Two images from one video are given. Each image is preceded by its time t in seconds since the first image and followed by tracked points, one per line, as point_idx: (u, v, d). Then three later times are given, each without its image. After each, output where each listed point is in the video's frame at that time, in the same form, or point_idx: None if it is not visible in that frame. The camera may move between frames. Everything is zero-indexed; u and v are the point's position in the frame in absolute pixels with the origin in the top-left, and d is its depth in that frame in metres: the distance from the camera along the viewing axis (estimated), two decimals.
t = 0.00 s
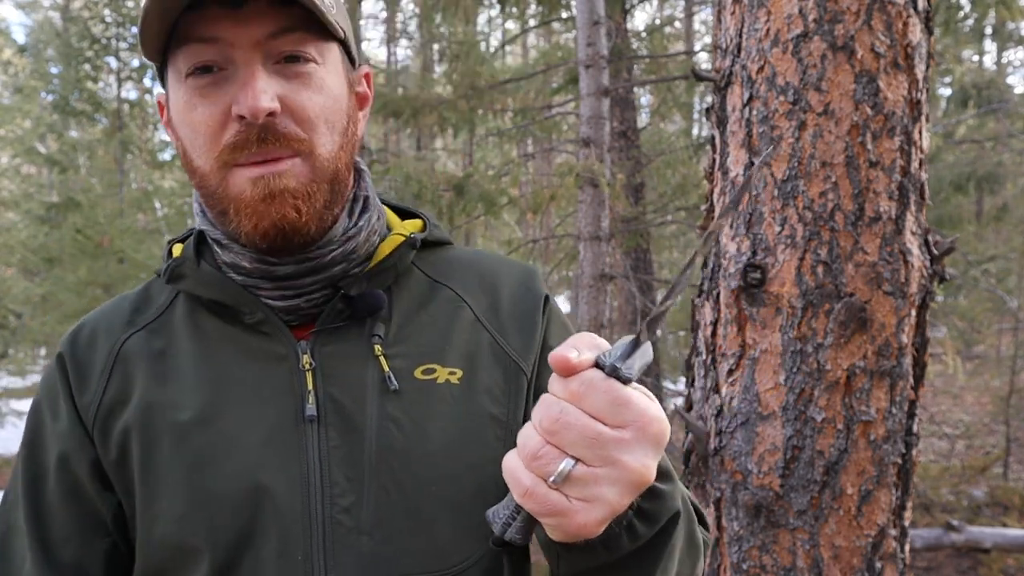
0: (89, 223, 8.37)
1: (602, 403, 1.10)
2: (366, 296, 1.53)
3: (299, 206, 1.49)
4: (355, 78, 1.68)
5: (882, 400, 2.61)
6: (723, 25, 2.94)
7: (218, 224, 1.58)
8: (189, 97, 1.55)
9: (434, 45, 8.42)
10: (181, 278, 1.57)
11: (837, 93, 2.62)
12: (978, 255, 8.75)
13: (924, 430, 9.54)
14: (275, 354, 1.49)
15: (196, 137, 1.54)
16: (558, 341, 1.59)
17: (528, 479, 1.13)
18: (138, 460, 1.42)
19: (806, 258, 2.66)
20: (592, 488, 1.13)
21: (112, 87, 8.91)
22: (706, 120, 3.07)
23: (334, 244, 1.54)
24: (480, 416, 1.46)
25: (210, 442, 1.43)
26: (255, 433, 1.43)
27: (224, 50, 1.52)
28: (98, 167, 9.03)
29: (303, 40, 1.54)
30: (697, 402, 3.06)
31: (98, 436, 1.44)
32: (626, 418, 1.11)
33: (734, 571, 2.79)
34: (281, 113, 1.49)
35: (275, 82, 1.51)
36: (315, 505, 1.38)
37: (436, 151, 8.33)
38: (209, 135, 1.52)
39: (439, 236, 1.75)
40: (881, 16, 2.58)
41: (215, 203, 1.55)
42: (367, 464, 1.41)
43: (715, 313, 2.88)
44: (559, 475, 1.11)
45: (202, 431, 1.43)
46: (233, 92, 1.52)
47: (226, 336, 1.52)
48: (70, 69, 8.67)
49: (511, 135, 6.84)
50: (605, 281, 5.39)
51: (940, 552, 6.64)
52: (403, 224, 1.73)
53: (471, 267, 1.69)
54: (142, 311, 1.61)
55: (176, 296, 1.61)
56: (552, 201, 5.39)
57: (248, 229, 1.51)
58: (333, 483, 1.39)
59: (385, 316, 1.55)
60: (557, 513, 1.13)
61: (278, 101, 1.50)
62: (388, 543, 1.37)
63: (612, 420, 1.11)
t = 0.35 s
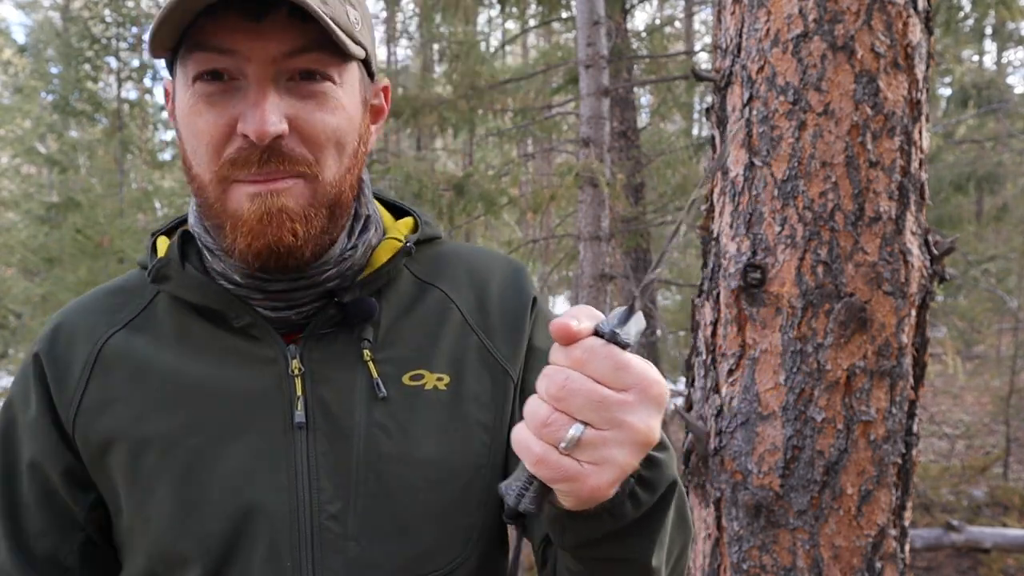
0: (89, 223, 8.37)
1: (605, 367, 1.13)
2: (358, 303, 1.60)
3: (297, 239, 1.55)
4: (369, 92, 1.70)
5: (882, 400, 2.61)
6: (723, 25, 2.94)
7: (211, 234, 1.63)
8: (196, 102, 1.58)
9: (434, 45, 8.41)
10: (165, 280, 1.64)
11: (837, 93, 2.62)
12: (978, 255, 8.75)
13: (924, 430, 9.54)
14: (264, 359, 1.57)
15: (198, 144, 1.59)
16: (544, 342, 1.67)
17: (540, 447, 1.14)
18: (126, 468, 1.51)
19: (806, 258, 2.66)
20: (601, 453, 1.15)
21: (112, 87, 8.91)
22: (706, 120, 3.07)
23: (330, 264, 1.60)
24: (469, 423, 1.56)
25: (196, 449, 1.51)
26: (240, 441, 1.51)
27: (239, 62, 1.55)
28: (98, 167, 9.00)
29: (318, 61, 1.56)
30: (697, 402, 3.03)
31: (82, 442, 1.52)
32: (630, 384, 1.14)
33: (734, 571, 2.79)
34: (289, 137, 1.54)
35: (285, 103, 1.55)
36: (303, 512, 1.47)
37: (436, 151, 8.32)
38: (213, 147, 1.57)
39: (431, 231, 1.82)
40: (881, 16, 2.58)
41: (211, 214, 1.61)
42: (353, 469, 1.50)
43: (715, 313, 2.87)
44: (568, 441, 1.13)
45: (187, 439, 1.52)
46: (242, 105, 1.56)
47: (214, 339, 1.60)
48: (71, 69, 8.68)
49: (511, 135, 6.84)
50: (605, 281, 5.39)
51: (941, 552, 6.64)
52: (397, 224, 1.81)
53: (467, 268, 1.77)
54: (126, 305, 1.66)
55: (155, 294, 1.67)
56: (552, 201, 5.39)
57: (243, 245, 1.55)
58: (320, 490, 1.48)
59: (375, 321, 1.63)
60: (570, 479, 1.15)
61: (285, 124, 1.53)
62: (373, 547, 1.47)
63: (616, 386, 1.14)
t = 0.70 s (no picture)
0: (89, 223, 8.35)
1: (649, 456, 0.95)
2: (352, 311, 1.62)
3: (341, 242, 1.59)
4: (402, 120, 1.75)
5: (882, 400, 2.61)
6: (723, 25, 2.94)
7: (238, 235, 1.64)
8: (263, 119, 1.54)
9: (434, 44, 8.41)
10: (170, 280, 1.65)
11: (837, 93, 2.62)
12: (978, 255, 8.74)
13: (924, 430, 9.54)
14: (258, 361, 1.58)
15: (259, 159, 1.56)
16: (534, 362, 1.72)
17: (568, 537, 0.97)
18: (117, 467, 1.51)
19: (806, 258, 2.66)
20: (631, 535, 1.00)
21: (112, 87, 8.91)
22: (706, 121, 3.07)
23: (339, 276, 1.62)
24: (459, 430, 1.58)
25: (189, 449, 1.51)
26: (231, 442, 1.52)
27: (313, 91, 1.53)
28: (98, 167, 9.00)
29: (382, 101, 1.60)
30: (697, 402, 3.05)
31: (75, 441, 1.53)
32: (669, 461, 0.97)
33: (734, 571, 2.79)
34: (353, 166, 1.55)
35: (351, 132, 1.56)
36: (292, 510, 1.47)
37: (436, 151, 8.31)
38: (274, 164, 1.55)
39: (423, 254, 1.86)
40: (881, 16, 2.58)
41: (254, 219, 1.60)
42: (343, 470, 1.51)
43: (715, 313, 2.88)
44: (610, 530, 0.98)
45: (178, 439, 1.52)
46: (309, 129, 1.54)
47: (211, 342, 1.61)
48: (70, 69, 8.63)
49: (511, 135, 6.84)
50: (605, 281, 5.38)
51: (941, 552, 6.64)
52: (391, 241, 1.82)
53: (457, 288, 1.80)
54: (129, 313, 1.67)
55: (158, 299, 1.69)
56: (552, 201, 5.40)
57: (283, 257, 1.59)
58: (309, 488, 1.49)
59: (368, 330, 1.65)
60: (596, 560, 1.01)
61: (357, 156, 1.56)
62: (360, 547, 1.48)
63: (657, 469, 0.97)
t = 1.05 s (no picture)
0: (89, 223, 8.33)
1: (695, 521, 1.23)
2: (358, 321, 1.67)
3: (338, 256, 1.65)
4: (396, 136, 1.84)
5: (882, 400, 2.61)
6: (723, 25, 2.95)
7: (241, 247, 1.70)
8: (262, 130, 1.62)
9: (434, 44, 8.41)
10: (182, 292, 1.66)
11: (837, 93, 2.62)
12: (979, 255, 8.73)
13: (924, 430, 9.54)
14: (269, 368, 1.61)
15: (258, 169, 1.63)
16: (533, 379, 1.80)
17: None
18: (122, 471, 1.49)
19: (806, 257, 2.65)
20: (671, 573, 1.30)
21: (112, 87, 8.91)
22: (706, 120, 3.08)
23: (343, 288, 1.68)
24: (466, 439, 1.64)
25: (203, 455, 1.52)
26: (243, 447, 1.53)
27: (316, 102, 1.62)
28: (98, 167, 9.09)
29: (377, 112, 1.69)
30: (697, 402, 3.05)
31: (79, 444, 1.50)
32: (703, 524, 1.26)
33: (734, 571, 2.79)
34: (349, 175, 1.64)
35: (349, 142, 1.65)
36: (305, 514, 1.50)
37: (437, 150, 8.31)
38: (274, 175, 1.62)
39: (418, 277, 1.92)
40: (881, 16, 2.58)
41: (253, 229, 1.66)
42: (356, 476, 1.55)
43: (715, 312, 2.89)
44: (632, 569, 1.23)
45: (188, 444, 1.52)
46: (310, 139, 1.62)
47: (220, 352, 1.63)
48: (70, 69, 8.57)
49: (511, 135, 6.85)
50: (605, 281, 5.38)
51: (940, 552, 6.64)
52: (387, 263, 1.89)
53: (455, 308, 1.87)
54: (138, 326, 1.67)
55: (166, 316, 1.69)
56: (552, 201, 5.39)
57: (283, 267, 1.64)
58: (321, 492, 1.52)
59: (373, 342, 1.70)
60: None
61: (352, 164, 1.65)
62: (373, 550, 1.51)
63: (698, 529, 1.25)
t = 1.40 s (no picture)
0: (89, 223, 8.33)
1: (700, 503, 1.20)
2: (362, 325, 1.68)
3: (335, 277, 1.62)
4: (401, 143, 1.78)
5: (882, 400, 2.61)
6: (723, 25, 2.95)
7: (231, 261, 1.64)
8: (254, 148, 1.55)
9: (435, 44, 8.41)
10: (167, 301, 1.60)
11: (837, 93, 2.61)
12: (978, 255, 8.73)
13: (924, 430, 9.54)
14: (267, 377, 1.61)
15: (247, 188, 1.57)
16: (536, 367, 1.82)
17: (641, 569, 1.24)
18: (123, 495, 1.49)
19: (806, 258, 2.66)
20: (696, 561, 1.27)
21: (112, 87, 8.91)
22: (706, 121, 3.08)
23: (345, 298, 1.66)
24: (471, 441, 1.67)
25: (205, 473, 1.52)
26: (244, 464, 1.54)
27: (310, 121, 1.54)
28: (98, 168, 8.85)
29: (381, 132, 1.62)
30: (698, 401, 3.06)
31: (76, 469, 1.49)
32: (715, 510, 1.23)
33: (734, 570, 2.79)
34: (347, 198, 1.59)
35: (348, 162, 1.58)
36: (315, 529, 1.51)
37: (437, 150, 8.31)
38: (266, 196, 1.57)
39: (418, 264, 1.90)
40: (881, 15, 2.58)
41: (244, 247, 1.62)
42: (363, 487, 1.57)
43: (716, 312, 2.89)
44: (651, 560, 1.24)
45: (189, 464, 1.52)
46: (303, 160, 1.56)
47: (212, 359, 1.62)
48: (70, 69, 8.66)
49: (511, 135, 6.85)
50: (605, 281, 5.38)
51: (941, 552, 6.64)
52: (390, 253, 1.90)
53: (456, 295, 1.89)
54: (119, 331, 1.65)
55: (148, 317, 1.67)
56: (551, 201, 5.39)
57: (276, 290, 1.60)
58: (329, 505, 1.54)
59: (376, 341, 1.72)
60: None
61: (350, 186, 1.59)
62: (383, 562, 1.54)
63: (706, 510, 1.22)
